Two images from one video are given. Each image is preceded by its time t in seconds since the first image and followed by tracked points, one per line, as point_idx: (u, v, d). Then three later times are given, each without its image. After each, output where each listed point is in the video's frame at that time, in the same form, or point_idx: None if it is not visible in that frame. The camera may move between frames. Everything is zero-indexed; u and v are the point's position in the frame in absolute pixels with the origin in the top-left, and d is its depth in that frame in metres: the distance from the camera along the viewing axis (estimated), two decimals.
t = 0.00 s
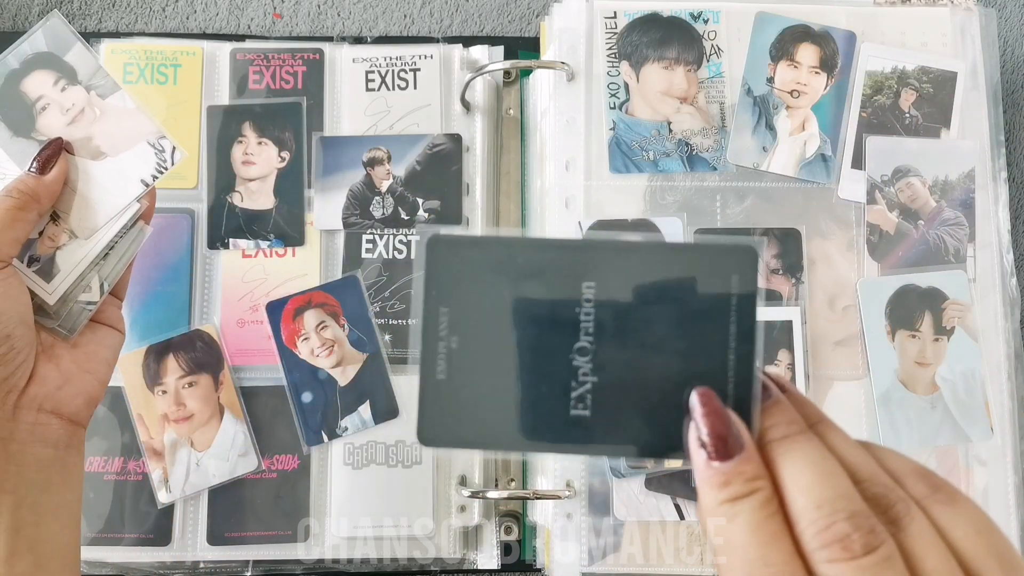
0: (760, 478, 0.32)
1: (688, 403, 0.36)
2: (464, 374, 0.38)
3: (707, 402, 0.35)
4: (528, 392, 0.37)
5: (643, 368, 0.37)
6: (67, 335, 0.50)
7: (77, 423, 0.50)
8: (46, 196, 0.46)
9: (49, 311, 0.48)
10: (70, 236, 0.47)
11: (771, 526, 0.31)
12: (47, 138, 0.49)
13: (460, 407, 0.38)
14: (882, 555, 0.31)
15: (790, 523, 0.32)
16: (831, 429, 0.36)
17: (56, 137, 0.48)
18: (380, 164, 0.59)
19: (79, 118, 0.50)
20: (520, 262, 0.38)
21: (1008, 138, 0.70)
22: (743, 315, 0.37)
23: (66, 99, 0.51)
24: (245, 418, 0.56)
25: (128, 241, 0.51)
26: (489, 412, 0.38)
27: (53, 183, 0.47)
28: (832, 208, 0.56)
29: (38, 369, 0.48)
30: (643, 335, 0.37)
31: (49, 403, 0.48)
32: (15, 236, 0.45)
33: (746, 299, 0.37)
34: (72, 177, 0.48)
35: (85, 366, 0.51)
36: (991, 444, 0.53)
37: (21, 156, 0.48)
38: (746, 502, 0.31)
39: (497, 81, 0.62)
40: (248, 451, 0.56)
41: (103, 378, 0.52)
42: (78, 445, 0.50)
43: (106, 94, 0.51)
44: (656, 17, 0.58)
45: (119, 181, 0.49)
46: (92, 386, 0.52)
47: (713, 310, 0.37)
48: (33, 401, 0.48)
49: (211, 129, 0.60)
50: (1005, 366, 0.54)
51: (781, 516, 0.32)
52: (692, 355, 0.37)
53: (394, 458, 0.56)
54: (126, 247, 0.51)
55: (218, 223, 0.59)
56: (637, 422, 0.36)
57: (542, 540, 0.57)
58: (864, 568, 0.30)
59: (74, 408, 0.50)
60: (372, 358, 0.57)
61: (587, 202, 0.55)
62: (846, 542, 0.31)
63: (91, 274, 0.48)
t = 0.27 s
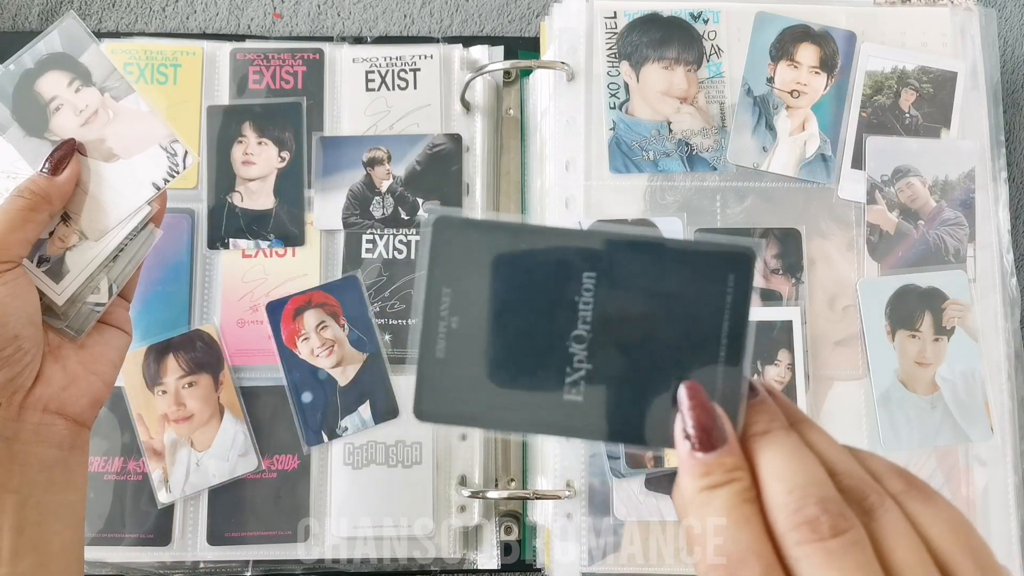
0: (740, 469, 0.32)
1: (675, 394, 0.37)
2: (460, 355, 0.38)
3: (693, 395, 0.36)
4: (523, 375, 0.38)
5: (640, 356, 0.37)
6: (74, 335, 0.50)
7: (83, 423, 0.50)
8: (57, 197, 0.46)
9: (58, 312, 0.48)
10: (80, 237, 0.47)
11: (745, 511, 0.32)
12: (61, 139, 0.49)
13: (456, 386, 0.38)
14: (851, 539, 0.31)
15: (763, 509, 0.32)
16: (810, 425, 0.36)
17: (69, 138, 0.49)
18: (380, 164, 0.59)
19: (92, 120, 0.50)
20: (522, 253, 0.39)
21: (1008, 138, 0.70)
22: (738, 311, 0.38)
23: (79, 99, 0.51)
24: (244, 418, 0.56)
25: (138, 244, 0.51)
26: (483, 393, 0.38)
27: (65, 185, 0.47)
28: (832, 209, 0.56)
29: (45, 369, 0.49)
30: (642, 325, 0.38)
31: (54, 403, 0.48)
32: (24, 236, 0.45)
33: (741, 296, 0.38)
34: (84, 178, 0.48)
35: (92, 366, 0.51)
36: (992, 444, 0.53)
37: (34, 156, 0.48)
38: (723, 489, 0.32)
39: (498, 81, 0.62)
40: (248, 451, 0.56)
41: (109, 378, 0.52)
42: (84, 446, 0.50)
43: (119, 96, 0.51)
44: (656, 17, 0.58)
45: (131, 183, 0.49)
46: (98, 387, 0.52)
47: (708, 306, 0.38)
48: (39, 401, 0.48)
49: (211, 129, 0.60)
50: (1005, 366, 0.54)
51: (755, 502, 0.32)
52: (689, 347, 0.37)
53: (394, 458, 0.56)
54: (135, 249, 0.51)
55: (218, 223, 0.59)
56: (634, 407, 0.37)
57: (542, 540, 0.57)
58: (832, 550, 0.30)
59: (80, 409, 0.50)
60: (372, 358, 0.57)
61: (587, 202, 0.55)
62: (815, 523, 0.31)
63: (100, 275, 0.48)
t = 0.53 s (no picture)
0: (721, 441, 0.33)
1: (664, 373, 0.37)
2: (460, 322, 0.39)
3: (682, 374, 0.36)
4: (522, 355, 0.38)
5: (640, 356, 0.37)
6: (85, 334, 0.50)
7: (89, 422, 0.50)
8: (70, 198, 0.46)
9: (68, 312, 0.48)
10: (91, 237, 0.48)
11: (722, 478, 0.32)
12: (74, 139, 0.49)
13: (454, 352, 0.39)
14: (824, 502, 0.31)
15: (739, 477, 0.32)
16: (790, 408, 0.37)
17: (82, 138, 0.49)
18: (380, 164, 0.59)
19: (105, 120, 0.50)
20: (528, 226, 0.39)
21: (1007, 138, 0.70)
22: (728, 296, 0.38)
23: (93, 100, 0.51)
24: (245, 418, 0.56)
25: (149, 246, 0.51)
26: (482, 368, 0.38)
27: (78, 186, 0.47)
28: (832, 209, 0.56)
29: (54, 368, 0.48)
30: (639, 304, 0.38)
31: (63, 403, 0.48)
32: (36, 236, 0.45)
33: (734, 279, 0.39)
34: (98, 179, 0.48)
35: (100, 366, 0.51)
36: (991, 444, 0.53)
37: (47, 155, 0.49)
38: (703, 459, 0.33)
39: (497, 81, 0.62)
40: (248, 451, 0.56)
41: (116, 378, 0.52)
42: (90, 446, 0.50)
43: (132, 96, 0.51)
44: (656, 17, 0.58)
45: (142, 185, 0.49)
46: (105, 386, 0.52)
47: (703, 287, 0.38)
48: (49, 400, 0.47)
49: (211, 129, 0.60)
50: (1005, 366, 0.54)
51: (732, 471, 0.32)
52: (678, 328, 0.38)
53: (394, 458, 0.56)
54: (145, 250, 0.51)
55: (218, 223, 0.59)
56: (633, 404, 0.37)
57: (542, 540, 0.57)
58: (804, 512, 0.31)
59: (87, 408, 0.50)
60: (372, 359, 0.57)
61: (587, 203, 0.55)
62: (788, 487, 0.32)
63: (112, 276, 0.49)
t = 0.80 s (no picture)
0: (716, 435, 0.34)
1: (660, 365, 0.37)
2: (460, 313, 0.39)
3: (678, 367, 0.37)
4: (518, 351, 0.38)
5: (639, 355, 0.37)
6: (85, 335, 0.50)
7: (89, 422, 0.50)
8: (72, 198, 0.46)
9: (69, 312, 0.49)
10: (92, 238, 0.48)
11: (716, 472, 0.33)
12: (77, 139, 0.49)
13: (453, 342, 0.39)
14: (817, 495, 0.32)
15: (734, 470, 0.33)
16: (785, 406, 0.38)
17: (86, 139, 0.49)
18: (380, 164, 0.59)
19: (109, 122, 0.50)
20: (528, 219, 0.40)
21: (1007, 138, 0.70)
22: (726, 294, 0.39)
23: (96, 100, 0.51)
24: (244, 418, 0.56)
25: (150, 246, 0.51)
26: (481, 363, 0.39)
27: (80, 186, 0.47)
28: (832, 209, 0.56)
29: (54, 368, 0.48)
30: (638, 299, 0.38)
31: (63, 403, 0.48)
32: (38, 236, 0.45)
33: (732, 275, 0.39)
34: (99, 179, 0.48)
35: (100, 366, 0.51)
36: (991, 443, 0.53)
37: (49, 155, 0.49)
38: (697, 453, 0.33)
39: (498, 81, 0.62)
40: (248, 451, 0.56)
41: (116, 377, 0.52)
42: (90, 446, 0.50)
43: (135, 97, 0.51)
44: (656, 16, 0.58)
45: (144, 186, 0.49)
46: (105, 386, 0.52)
47: (701, 283, 0.39)
48: (49, 401, 0.47)
49: (211, 129, 0.60)
50: (1005, 366, 0.54)
51: (726, 465, 0.33)
52: (676, 323, 0.38)
53: (394, 458, 0.56)
54: (146, 252, 0.52)
55: (218, 223, 0.59)
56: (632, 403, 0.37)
57: (542, 540, 0.57)
58: (797, 504, 0.31)
59: (87, 408, 0.50)
60: (372, 359, 0.57)
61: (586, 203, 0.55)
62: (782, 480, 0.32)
63: (112, 277, 0.49)
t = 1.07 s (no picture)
0: (711, 437, 0.34)
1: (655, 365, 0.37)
2: (456, 315, 0.39)
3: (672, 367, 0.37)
4: (517, 352, 0.39)
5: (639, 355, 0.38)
6: (85, 335, 0.50)
7: (89, 422, 0.50)
8: (73, 197, 0.46)
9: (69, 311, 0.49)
10: (93, 238, 0.47)
11: (711, 473, 0.33)
12: (79, 138, 0.49)
13: (450, 343, 0.39)
14: (812, 495, 0.32)
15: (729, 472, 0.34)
16: (779, 409, 0.38)
17: (88, 138, 0.49)
18: (380, 164, 0.59)
19: (111, 121, 0.49)
20: (524, 221, 0.40)
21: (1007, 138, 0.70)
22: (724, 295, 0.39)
23: (98, 100, 0.50)
24: (244, 418, 0.56)
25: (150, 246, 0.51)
26: (481, 364, 0.39)
27: (81, 185, 0.47)
28: (832, 208, 0.56)
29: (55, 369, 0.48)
30: (634, 300, 0.38)
31: (63, 403, 0.48)
32: (38, 236, 0.45)
33: (730, 277, 0.39)
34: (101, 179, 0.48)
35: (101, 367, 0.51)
36: (991, 443, 0.53)
37: (50, 154, 0.48)
38: (694, 455, 0.34)
39: (497, 82, 0.61)
40: (248, 451, 0.56)
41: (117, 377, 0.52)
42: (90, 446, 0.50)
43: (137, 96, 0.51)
44: (656, 16, 0.58)
45: (146, 186, 0.49)
46: (105, 387, 0.52)
47: (699, 284, 0.39)
48: (49, 400, 0.47)
49: (211, 129, 0.60)
50: (1005, 366, 0.54)
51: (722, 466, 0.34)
52: (675, 324, 0.38)
53: (394, 458, 0.56)
54: (146, 253, 0.51)
55: (218, 223, 0.58)
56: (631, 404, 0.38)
57: (542, 541, 0.56)
58: (792, 505, 0.32)
59: (88, 409, 0.50)
60: (372, 358, 0.57)
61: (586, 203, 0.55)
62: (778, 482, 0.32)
63: (113, 277, 0.49)
